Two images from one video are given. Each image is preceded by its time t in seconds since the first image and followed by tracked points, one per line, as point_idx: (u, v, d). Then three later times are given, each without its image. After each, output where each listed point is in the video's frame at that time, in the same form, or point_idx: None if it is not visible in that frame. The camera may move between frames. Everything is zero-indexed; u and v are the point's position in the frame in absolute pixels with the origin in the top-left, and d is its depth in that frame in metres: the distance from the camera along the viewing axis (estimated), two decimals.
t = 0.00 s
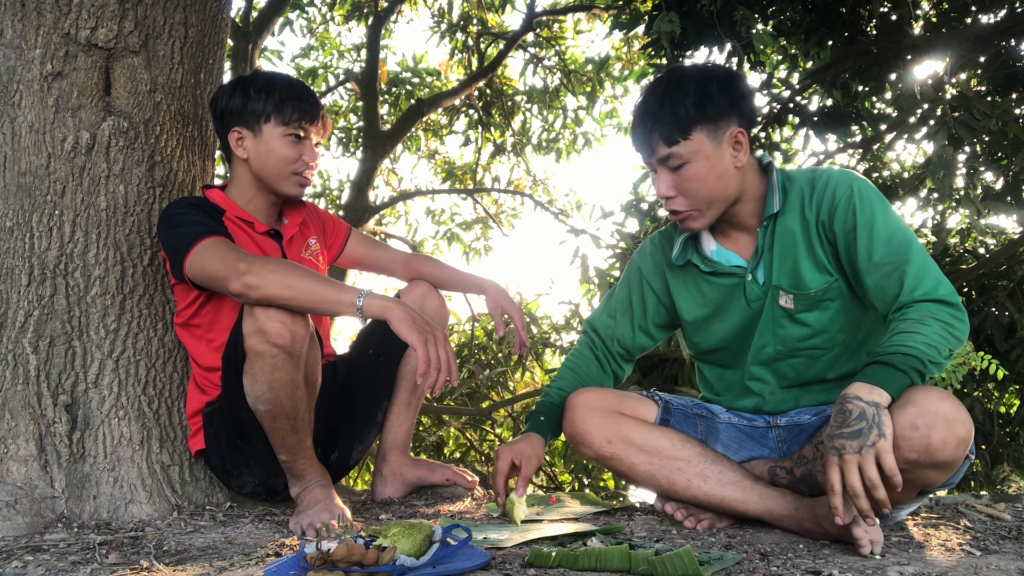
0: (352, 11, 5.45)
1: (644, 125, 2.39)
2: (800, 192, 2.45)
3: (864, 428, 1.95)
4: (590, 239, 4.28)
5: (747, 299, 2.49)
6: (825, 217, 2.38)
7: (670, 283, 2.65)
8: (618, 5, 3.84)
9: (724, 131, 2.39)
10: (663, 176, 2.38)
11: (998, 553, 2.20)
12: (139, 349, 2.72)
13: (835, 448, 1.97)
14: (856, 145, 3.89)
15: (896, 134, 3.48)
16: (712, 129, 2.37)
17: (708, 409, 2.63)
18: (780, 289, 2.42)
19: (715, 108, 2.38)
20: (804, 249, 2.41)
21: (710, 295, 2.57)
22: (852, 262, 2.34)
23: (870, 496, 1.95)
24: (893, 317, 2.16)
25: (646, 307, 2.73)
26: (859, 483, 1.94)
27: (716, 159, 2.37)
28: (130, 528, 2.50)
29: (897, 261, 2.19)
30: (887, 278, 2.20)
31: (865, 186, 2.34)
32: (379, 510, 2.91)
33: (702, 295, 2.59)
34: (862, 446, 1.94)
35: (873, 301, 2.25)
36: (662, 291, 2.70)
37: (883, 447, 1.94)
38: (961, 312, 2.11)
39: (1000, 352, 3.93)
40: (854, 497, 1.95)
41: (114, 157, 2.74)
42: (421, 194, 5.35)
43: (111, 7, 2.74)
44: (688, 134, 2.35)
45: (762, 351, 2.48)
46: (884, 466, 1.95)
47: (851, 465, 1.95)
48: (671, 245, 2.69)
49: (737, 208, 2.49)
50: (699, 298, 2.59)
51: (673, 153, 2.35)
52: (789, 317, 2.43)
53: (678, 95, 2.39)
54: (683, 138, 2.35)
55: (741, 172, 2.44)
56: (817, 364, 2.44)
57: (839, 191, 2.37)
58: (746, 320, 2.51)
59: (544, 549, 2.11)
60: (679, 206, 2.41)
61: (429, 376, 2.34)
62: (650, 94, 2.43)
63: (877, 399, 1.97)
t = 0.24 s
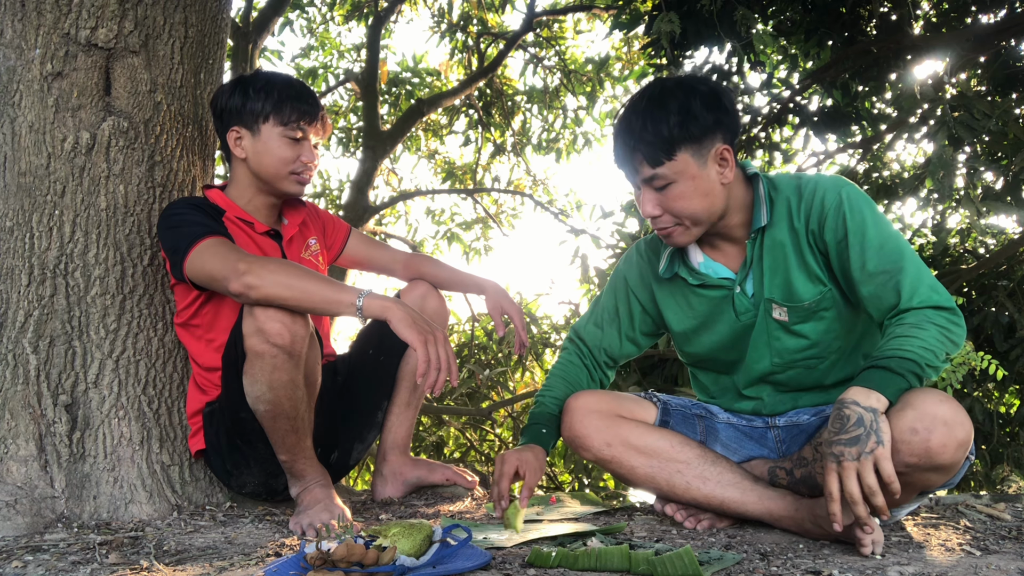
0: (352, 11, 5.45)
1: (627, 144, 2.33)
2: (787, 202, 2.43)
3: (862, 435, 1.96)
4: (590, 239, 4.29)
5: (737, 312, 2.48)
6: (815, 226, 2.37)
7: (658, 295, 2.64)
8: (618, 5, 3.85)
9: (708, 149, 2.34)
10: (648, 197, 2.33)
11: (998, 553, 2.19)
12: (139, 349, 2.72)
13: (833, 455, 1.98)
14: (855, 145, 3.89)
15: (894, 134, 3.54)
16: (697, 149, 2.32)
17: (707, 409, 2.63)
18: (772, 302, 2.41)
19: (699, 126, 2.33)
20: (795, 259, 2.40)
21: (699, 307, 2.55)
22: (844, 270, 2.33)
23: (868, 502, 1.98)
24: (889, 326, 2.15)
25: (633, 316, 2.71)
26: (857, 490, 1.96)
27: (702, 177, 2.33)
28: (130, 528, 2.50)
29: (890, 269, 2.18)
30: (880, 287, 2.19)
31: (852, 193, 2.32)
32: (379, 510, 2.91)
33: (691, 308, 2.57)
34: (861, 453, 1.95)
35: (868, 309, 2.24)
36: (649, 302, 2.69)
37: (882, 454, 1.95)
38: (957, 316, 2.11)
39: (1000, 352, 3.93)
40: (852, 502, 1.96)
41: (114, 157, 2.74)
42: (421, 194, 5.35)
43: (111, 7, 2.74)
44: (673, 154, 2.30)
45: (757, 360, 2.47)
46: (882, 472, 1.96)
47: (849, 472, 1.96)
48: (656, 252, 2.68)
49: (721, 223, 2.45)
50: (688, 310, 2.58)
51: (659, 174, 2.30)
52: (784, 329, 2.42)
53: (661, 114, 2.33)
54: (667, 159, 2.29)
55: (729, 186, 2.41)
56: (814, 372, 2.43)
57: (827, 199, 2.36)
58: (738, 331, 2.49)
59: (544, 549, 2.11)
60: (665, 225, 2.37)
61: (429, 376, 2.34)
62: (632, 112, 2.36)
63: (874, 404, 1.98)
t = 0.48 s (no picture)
0: (352, 11, 5.45)
1: (624, 154, 2.32)
2: (784, 205, 2.43)
3: (860, 438, 1.96)
4: (590, 239, 4.29)
5: (734, 315, 2.47)
6: (812, 229, 2.37)
7: (654, 298, 2.64)
8: (618, 5, 3.85)
9: (706, 156, 2.34)
10: (645, 207, 2.32)
11: (998, 553, 2.19)
12: (139, 349, 2.72)
13: (830, 456, 1.98)
14: (855, 145, 3.90)
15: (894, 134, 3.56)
16: (695, 157, 2.32)
17: (706, 409, 2.62)
18: (770, 306, 2.41)
19: (696, 133, 2.32)
20: (792, 262, 2.40)
21: (695, 310, 2.54)
22: (842, 272, 2.34)
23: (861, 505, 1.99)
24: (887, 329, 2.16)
25: (630, 320, 2.71)
26: (851, 494, 1.97)
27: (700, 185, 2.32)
28: (130, 527, 2.50)
29: (888, 272, 2.19)
30: (879, 290, 2.19)
31: (849, 196, 2.32)
32: (379, 510, 2.91)
33: (687, 311, 2.56)
34: (858, 456, 1.96)
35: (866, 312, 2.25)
36: (645, 305, 2.69)
37: (878, 459, 1.96)
38: (955, 317, 2.12)
39: (1000, 352, 3.93)
40: (847, 504, 1.97)
41: (114, 157, 2.74)
42: (421, 194, 5.35)
43: (111, 7, 2.74)
44: (670, 163, 2.29)
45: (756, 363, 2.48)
46: (877, 477, 1.98)
47: (846, 474, 1.97)
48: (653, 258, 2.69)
49: (717, 228, 2.44)
50: (684, 313, 2.57)
51: (655, 183, 2.30)
52: (782, 333, 2.42)
53: (657, 122, 2.32)
54: (664, 169, 2.29)
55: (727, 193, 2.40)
56: (813, 374, 2.44)
57: (824, 202, 2.36)
58: (735, 335, 2.49)
59: (544, 549, 2.11)
60: (661, 234, 2.37)
61: (430, 376, 2.33)
62: (627, 121, 2.36)
63: (873, 406, 1.99)
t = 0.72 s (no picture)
0: (352, 11, 5.45)
1: (631, 154, 2.32)
2: (789, 206, 2.42)
3: (861, 438, 1.96)
4: (590, 239, 4.29)
5: (737, 315, 2.47)
6: (816, 230, 2.36)
7: (657, 297, 2.63)
8: (618, 5, 3.85)
9: (713, 156, 2.34)
10: (653, 206, 2.32)
11: (998, 553, 2.19)
12: (139, 349, 2.72)
13: (832, 455, 1.99)
14: (855, 145, 3.90)
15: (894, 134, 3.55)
16: (703, 158, 2.32)
17: (707, 408, 2.62)
18: (773, 306, 2.41)
19: (703, 133, 2.32)
20: (796, 263, 2.40)
21: (698, 309, 2.54)
22: (845, 274, 2.33)
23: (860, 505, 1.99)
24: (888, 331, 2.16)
25: (634, 320, 2.72)
26: (851, 493, 1.98)
27: (707, 186, 2.32)
28: (130, 527, 2.50)
29: (892, 274, 2.18)
30: (882, 292, 2.19)
31: (854, 198, 2.32)
32: (379, 510, 2.91)
33: (690, 310, 2.56)
34: (859, 456, 1.96)
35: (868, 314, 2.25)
36: (648, 305, 2.68)
37: (879, 459, 1.96)
38: (958, 320, 2.11)
39: (1001, 352, 3.93)
40: (847, 503, 1.97)
41: (114, 157, 2.74)
42: (421, 194, 5.35)
43: (111, 7, 2.74)
44: (678, 163, 2.29)
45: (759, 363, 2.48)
46: (877, 477, 1.98)
47: (846, 473, 1.98)
48: (657, 257, 2.68)
49: (723, 225, 2.44)
50: (687, 312, 2.57)
51: (663, 184, 2.29)
52: (785, 333, 2.42)
53: (664, 123, 2.31)
54: (672, 169, 2.28)
55: (734, 193, 2.41)
56: (816, 375, 2.44)
57: (828, 204, 2.35)
58: (738, 334, 2.49)
59: (544, 549, 2.11)
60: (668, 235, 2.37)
61: (429, 376, 2.33)
62: (635, 121, 2.35)
63: (875, 406, 1.99)
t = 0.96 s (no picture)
0: (352, 11, 5.45)
1: (640, 149, 2.32)
2: (798, 205, 2.42)
3: (862, 437, 1.96)
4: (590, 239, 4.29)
5: (742, 314, 2.47)
6: (824, 230, 2.36)
7: (662, 294, 2.63)
8: (618, 5, 3.85)
9: (722, 153, 2.34)
10: (660, 203, 2.33)
11: (998, 553, 2.19)
12: (139, 349, 2.72)
13: (833, 454, 1.99)
14: (855, 145, 3.90)
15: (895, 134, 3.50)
16: (712, 154, 2.31)
17: (708, 408, 2.62)
18: (778, 305, 2.42)
19: (713, 130, 2.32)
20: (803, 263, 2.40)
21: (703, 307, 2.55)
22: (851, 275, 2.33)
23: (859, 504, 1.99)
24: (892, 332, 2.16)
25: (639, 317, 2.72)
26: (851, 491, 1.97)
27: (716, 183, 2.32)
28: (130, 527, 2.50)
29: (898, 276, 2.18)
30: (887, 293, 2.19)
31: (863, 199, 2.31)
32: (379, 510, 2.91)
33: (695, 307, 2.56)
34: (860, 455, 1.96)
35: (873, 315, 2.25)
36: (653, 302, 2.68)
37: (879, 459, 1.96)
38: (963, 324, 2.11)
39: (1001, 352, 3.93)
40: (847, 501, 1.97)
41: (114, 157, 2.74)
42: (421, 194, 5.35)
43: (111, 7, 2.74)
44: (688, 160, 2.29)
45: (762, 362, 2.48)
46: (877, 477, 1.97)
47: (846, 472, 1.97)
48: (663, 253, 2.68)
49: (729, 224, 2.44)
50: (692, 310, 2.57)
51: (672, 179, 2.29)
52: (790, 333, 2.42)
53: (674, 118, 2.31)
54: (681, 166, 2.28)
55: (742, 190, 2.41)
56: (819, 376, 2.44)
57: (837, 204, 2.35)
58: (742, 333, 2.50)
59: (544, 549, 2.11)
60: (675, 232, 2.37)
61: (430, 377, 2.34)
62: (644, 117, 2.35)
63: (877, 406, 2.00)
